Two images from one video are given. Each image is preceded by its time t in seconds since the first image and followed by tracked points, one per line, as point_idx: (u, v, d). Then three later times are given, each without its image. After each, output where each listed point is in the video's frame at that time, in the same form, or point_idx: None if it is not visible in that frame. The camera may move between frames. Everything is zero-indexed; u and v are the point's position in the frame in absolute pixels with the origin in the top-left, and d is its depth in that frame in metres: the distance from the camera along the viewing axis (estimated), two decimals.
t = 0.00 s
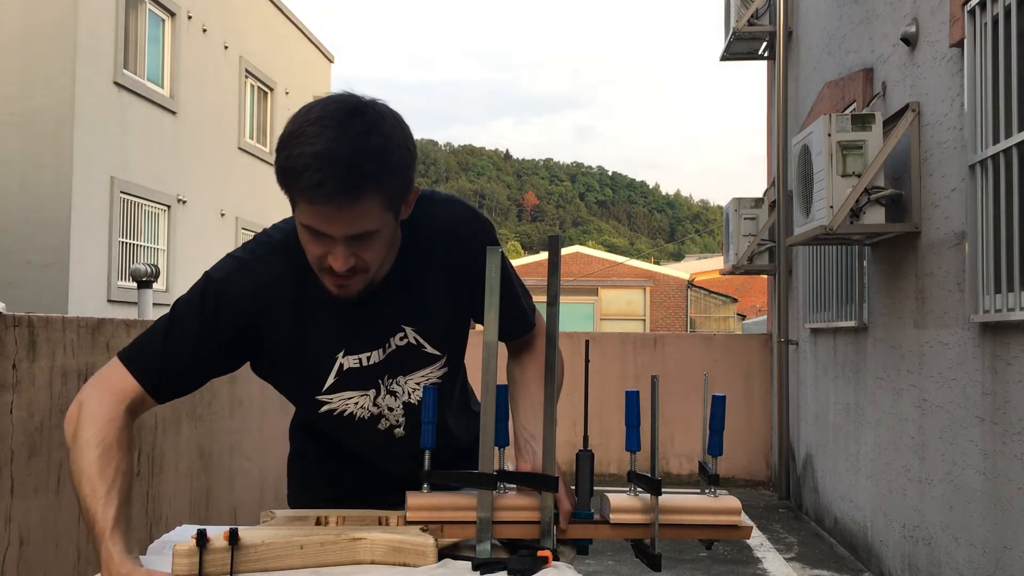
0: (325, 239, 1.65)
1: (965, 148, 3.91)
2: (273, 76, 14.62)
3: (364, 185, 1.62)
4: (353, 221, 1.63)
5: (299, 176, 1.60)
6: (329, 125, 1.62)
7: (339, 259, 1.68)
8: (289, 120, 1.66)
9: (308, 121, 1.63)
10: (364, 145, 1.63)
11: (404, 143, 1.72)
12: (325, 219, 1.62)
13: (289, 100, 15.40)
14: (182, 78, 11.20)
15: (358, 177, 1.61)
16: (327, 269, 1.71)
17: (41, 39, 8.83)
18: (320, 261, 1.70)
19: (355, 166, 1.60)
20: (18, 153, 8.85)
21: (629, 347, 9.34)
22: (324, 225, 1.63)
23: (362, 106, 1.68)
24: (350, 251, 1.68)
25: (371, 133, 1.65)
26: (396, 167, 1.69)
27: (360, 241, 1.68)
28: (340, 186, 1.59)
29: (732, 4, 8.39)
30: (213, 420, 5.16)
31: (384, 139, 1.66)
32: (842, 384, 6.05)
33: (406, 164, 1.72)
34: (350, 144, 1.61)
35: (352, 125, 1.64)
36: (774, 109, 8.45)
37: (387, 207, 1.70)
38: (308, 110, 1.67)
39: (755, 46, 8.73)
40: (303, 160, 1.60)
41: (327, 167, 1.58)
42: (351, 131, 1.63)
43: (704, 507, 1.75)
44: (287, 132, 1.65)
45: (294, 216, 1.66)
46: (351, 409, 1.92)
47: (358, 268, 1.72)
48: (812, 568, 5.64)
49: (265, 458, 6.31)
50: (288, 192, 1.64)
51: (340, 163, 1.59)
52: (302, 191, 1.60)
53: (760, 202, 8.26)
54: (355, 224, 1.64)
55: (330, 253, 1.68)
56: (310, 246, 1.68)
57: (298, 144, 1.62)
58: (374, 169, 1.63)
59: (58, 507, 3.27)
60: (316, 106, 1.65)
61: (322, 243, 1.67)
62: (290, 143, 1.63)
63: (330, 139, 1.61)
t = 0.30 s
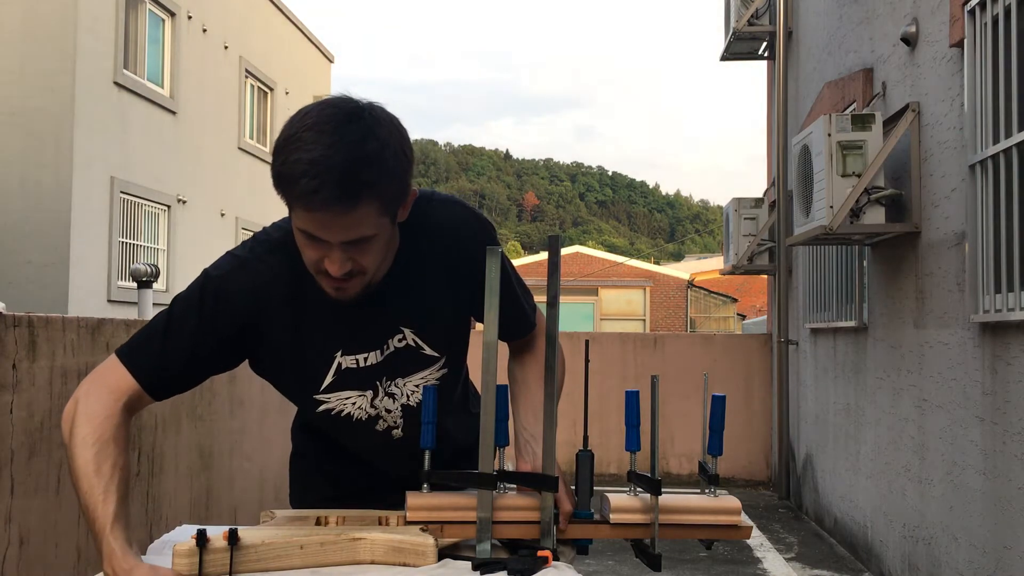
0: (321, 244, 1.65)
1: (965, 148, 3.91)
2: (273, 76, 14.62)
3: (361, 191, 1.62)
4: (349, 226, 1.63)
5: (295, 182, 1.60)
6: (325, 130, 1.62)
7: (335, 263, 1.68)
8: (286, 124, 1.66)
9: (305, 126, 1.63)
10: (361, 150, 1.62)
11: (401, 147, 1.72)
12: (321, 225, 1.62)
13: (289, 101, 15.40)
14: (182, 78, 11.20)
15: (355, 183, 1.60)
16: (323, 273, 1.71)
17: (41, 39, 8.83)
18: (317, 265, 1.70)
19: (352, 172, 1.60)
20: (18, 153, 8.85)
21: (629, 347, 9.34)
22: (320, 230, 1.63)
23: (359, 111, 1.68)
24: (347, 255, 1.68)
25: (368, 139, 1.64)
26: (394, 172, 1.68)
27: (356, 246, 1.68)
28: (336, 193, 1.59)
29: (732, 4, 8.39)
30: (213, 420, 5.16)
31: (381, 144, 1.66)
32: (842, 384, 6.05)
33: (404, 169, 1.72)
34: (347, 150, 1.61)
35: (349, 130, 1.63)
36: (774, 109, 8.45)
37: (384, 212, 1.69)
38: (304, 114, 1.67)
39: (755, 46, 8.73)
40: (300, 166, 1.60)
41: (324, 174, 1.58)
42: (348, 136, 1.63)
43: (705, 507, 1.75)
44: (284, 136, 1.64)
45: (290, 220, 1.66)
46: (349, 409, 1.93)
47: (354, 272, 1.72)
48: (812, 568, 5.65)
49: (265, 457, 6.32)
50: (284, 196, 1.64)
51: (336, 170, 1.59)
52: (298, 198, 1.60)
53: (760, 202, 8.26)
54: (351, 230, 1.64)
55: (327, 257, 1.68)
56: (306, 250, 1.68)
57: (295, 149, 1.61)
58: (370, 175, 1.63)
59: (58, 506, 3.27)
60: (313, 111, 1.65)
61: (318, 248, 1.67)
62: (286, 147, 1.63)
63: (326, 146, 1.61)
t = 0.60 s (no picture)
0: (319, 242, 1.65)
1: (965, 148, 3.91)
2: (273, 76, 14.62)
3: (359, 190, 1.61)
4: (347, 225, 1.63)
5: (294, 179, 1.60)
6: (325, 128, 1.62)
7: (333, 262, 1.68)
8: (286, 122, 1.66)
9: (305, 123, 1.63)
10: (360, 149, 1.62)
11: (402, 148, 1.72)
12: (319, 222, 1.62)
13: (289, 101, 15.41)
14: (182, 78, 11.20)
15: (354, 182, 1.60)
16: (321, 272, 1.71)
17: (42, 39, 8.84)
18: (314, 263, 1.70)
19: (351, 170, 1.60)
20: (19, 154, 8.85)
21: (629, 347, 9.34)
22: (317, 228, 1.63)
23: (360, 110, 1.68)
24: (345, 254, 1.68)
25: (368, 138, 1.64)
26: (393, 172, 1.68)
27: (354, 245, 1.68)
28: (334, 190, 1.58)
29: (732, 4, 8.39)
30: (213, 420, 5.16)
31: (382, 143, 1.66)
32: (842, 384, 6.05)
33: (403, 169, 1.72)
34: (346, 149, 1.61)
35: (349, 129, 1.63)
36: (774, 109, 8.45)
37: (383, 211, 1.69)
38: (305, 112, 1.67)
39: (755, 46, 8.73)
40: (299, 163, 1.59)
41: (323, 172, 1.58)
42: (347, 135, 1.63)
43: (705, 508, 1.75)
44: (283, 134, 1.64)
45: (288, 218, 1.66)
46: (351, 409, 1.93)
47: (352, 271, 1.72)
48: (812, 568, 5.64)
49: (265, 458, 6.31)
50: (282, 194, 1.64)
51: (335, 168, 1.59)
52: (296, 196, 1.59)
53: (760, 202, 8.26)
54: (350, 228, 1.64)
55: (325, 255, 1.67)
56: (304, 248, 1.68)
57: (294, 147, 1.61)
58: (369, 174, 1.63)
59: (58, 506, 3.27)
60: (314, 110, 1.65)
61: (316, 246, 1.67)
62: (286, 145, 1.63)
63: (325, 144, 1.60)
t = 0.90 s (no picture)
0: (316, 248, 1.65)
1: (965, 148, 3.91)
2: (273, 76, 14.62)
3: (356, 196, 1.61)
4: (344, 230, 1.63)
5: (291, 183, 1.60)
6: (323, 132, 1.62)
7: (331, 266, 1.68)
8: (283, 126, 1.66)
9: (302, 128, 1.63)
10: (357, 155, 1.62)
11: (399, 153, 1.72)
12: (316, 228, 1.61)
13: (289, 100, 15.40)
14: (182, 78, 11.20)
15: (351, 187, 1.60)
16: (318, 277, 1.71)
17: (42, 39, 8.83)
18: (311, 268, 1.69)
19: (348, 175, 1.59)
20: (19, 153, 8.85)
21: (629, 347, 9.35)
22: (314, 233, 1.62)
23: (357, 115, 1.67)
24: (342, 259, 1.68)
25: (365, 144, 1.64)
26: (390, 178, 1.68)
27: (352, 250, 1.67)
28: (332, 196, 1.58)
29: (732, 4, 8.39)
30: (213, 420, 5.16)
31: (378, 149, 1.66)
32: (842, 384, 6.05)
33: (400, 174, 1.72)
34: (343, 154, 1.61)
35: (346, 134, 1.63)
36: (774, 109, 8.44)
37: (380, 216, 1.69)
38: (303, 117, 1.66)
39: (755, 46, 8.73)
40: (296, 168, 1.59)
41: (320, 177, 1.58)
42: (344, 140, 1.62)
43: (705, 508, 1.75)
44: (280, 138, 1.64)
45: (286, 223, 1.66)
46: (351, 411, 1.94)
47: (349, 276, 1.72)
48: (812, 568, 5.64)
49: (265, 458, 6.31)
50: (279, 198, 1.64)
51: (333, 173, 1.59)
52: (294, 200, 1.59)
53: (760, 202, 8.26)
54: (347, 234, 1.63)
55: (322, 260, 1.67)
56: (301, 253, 1.68)
57: (291, 151, 1.61)
58: (366, 179, 1.62)
59: (58, 506, 3.27)
60: (311, 114, 1.65)
61: (314, 252, 1.66)
62: (283, 150, 1.62)
63: (322, 148, 1.60)
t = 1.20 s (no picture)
0: (334, 251, 1.67)
1: (965, 148, 3.91)
2: (273, 75, 14.62)
3: (372, 200, 1.61)
4: (362, 232, 1.65)
5: (307, 191, 1.59)
6: (332, 135, 1.59)
7: (349, 267, 1.70)
8: (287, 130, 1.62)
9: (310, 133, 1.60)
10: (369, 156, 1.60)
11: (408, 148, 1.70)
12: (335, 233, 1.63)
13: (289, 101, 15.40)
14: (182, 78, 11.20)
15: (369, 190, 1.60)
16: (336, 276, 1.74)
17: (42, 39, 8.84)
18: (329, 270, 1.72)
19: (364, 179, 1.59)
20: (18, 153, 8.85)
21: (630, 347, 9.35)
22: (332, 237, 1.64)
23: (363, 113, 1.64)
24: (359, 260, 1.70)
25: (376, 143, 1.62)
26: (402, 175, 1.67)
27: (369, 250, 1.69)
28: (350, 201, 1.59)
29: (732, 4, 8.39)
30: (213, 421, 5.16)
31: (389, 147, 1.64)
32: (842, 384, 6.05)
33: (410, 170, 1.70)
34: (356, 157, 1.59)
35: (357, 136, 1.60)
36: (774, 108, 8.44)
37: (394, 215, 1.70)
38: (309, 118, 1.63)
39: (755, 46, 8.73)
40: (311, 175, 1.58)
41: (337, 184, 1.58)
42: (354, 142, 1.60)
43: (705, 508, 1.75)
44: (287, 144, 1.61)
45: (302, 229, 1.67)
46: (352, 411, 1.95)
47: (366, 274, 1.74)
48: (812, 568, 5.64)
49: (265, 458, 6.31)
50: (293, 205, 1.63)
51: (349, 178, 1.58)
52: (311, 207, 1.60)
53: (760, 202, 8.25)
54: (365, 236, 1.66)
55: (340, 263, 1.69)
56: (318, 255, 1.70)
57: (302, 158, 1.59)
58: (382, 179, 1.62)
59: (58, 506, 3.28)
60: (316, 117, 1.61)
61: (331, 255, 1.68)
62: (293, 156, 1.60)
63: (336, 154, 1.58)
